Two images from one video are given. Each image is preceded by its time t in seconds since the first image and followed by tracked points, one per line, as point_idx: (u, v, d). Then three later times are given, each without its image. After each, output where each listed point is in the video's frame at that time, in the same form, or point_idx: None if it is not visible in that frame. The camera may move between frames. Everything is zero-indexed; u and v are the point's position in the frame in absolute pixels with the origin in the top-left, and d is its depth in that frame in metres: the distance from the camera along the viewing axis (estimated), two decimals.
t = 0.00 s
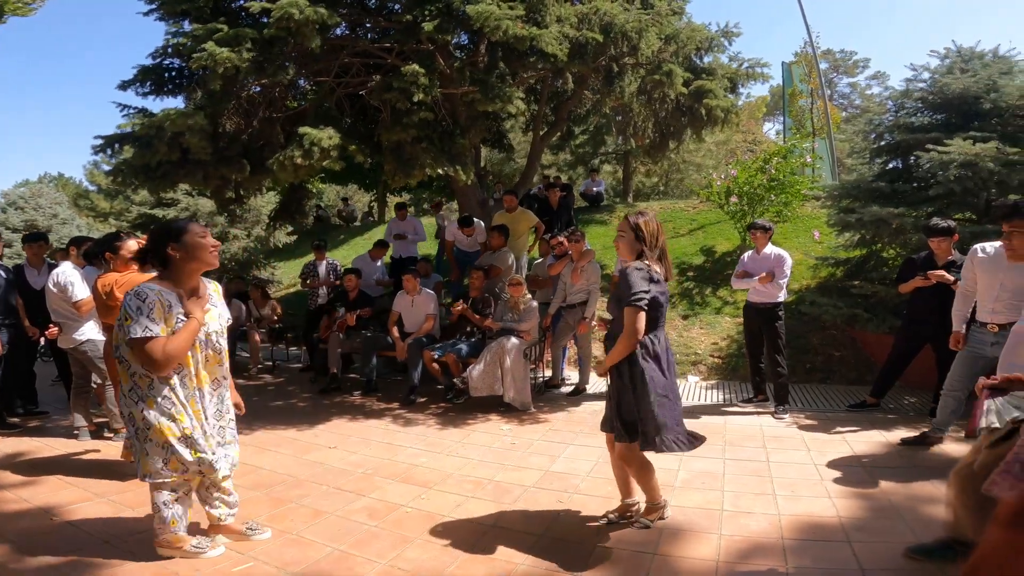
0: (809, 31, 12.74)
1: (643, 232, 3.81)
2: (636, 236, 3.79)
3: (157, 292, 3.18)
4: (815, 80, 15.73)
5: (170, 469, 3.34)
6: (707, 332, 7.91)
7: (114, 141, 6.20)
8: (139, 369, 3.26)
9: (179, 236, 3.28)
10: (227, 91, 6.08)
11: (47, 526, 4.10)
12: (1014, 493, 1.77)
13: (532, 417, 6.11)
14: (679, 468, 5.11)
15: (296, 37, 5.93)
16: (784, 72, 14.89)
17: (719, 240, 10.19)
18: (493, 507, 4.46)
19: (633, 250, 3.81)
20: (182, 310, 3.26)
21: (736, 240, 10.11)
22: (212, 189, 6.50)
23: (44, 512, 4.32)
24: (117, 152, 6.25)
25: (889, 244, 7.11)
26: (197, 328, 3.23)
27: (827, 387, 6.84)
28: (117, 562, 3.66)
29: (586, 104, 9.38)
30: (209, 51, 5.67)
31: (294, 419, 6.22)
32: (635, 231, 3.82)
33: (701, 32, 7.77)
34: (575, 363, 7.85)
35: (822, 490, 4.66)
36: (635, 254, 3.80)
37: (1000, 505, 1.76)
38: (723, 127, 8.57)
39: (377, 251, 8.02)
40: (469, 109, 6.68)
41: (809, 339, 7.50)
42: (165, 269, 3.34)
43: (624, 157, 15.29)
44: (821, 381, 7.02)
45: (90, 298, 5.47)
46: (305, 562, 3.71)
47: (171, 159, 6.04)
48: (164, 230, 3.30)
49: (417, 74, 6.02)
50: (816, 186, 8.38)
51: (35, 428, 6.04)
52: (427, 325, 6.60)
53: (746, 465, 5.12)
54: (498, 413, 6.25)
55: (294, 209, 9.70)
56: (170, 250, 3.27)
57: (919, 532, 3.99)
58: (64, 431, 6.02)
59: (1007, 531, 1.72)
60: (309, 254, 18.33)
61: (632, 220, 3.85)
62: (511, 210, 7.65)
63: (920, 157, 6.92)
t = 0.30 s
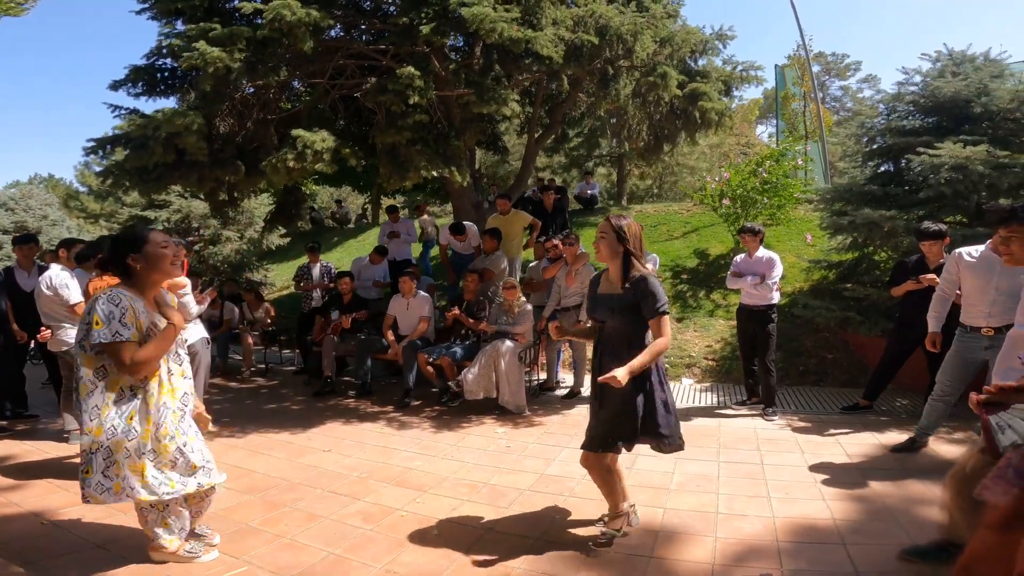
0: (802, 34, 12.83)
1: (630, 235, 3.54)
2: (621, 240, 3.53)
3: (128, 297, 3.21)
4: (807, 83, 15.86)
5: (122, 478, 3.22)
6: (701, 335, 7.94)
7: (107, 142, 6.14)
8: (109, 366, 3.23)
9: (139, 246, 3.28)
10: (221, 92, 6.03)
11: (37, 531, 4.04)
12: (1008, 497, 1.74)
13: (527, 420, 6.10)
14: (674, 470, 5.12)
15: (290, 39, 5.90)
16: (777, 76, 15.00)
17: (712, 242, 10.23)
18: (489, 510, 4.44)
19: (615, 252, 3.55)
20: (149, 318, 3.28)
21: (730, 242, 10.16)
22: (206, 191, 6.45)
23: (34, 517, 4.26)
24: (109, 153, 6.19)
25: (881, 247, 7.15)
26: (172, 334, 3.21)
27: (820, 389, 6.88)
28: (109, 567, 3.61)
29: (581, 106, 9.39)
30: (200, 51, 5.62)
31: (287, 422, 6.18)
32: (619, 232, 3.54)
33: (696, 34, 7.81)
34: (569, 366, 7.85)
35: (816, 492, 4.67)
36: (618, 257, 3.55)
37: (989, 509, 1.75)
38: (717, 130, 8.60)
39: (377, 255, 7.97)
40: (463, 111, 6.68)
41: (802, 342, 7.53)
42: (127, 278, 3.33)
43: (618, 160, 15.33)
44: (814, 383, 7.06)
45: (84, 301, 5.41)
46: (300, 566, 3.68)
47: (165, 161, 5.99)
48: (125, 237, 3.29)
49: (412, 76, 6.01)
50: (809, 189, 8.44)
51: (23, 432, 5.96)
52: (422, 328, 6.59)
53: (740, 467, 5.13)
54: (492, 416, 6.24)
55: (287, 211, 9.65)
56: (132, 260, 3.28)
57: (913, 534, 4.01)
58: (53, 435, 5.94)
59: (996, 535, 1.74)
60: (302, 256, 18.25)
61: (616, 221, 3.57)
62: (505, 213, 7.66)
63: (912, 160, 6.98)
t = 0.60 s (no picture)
0: (795, 38, 12.90)
1: (600, 238, 3.48)
2: (593, 244, 3.47)
3: (89, 295, 3.17)
4: (799, 87, 15.96)
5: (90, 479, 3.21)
6: (695, 338, 7.96)
7: (98, 143, 6.09)
8: (72, 369, 3.18)
9: (89, 249, 3.24)
10: (214, 93, 5.99)
11: (24, 534, 4.00)
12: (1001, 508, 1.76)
13: (520, 424, 6.10)
14: (667, 474, 5.13)
15: (285, 39, 5.86)
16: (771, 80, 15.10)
17: (706, 245, 10.26)
18: (482, 513, 4.43)
19: (586, 257, 3.48)
20: (110, 314, 3.28)
21: (723, 245, 10.19)
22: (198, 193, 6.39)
23: (22, 520, 4.21)
24: (100, 154, 6.14)
25: (872, 251, 7.19)
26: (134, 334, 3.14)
27: (812, 392, 6.92)
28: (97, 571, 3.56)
29: (575, 108, 9.40)
30: (194, 50, 5.58)
31: (279, 425, 6.14)
32: (588, 235, 3.48)
33: (690, 38, 7.81)
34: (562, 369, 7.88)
35: (809, 495, 4.69)
36: (591, 262, 3.46)
37: (978, 512, 2.01)
38: (710, 133, 8.62)
39: (377, 258, 8.05)
40: (458, 113, 6.68)
41: (794, 345, 7.57)
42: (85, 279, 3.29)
43: (613, 162, 15.36)
44: (806, 386, 7.10)
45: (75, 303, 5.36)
46: (290, 571, 3.65)
47: (157, 162, 5.95)
48: (79, 239, 3.25)
49: (406, 78, 5.99)
50: (801, 192, 8.50)
51: (12, 434, 5.89)
52: (416, 331, 6.58)
53: (733, 470, 5.15)
54: (486, 419, 6.22)
55: (280, 213, 9.61)
56: (83, 263, 3.25)
57: (904, 537, 4.03)
58: (43, 437, 5.88)
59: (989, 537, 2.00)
60: (295, 257, 18.20)
61: (587, 226, 3.52)
62: (498, 217, 7.72)
63: (903, 164, 7.01)
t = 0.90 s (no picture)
0: (792, 40, 12.96)
1: (568, 240, 3.46)
2: (562, 246, 3.44)
3: (44, 302, 3.15)
4: (796, 89, 16.04)
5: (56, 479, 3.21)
6: (691, 341, 7.98)
7: (94, 145, 6.07)
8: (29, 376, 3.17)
9: (55, 252, 3.21)
10: (211, 96, 5.99)
11: (18, 536, 3.97)
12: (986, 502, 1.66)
13: (517, 427, 6.10)
14: (663, 477, 5.14)
15: (286, 40, 5.85)
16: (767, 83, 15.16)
17: (702, 248, 10.27)
18: (477, 517, 4.42)
19: (557, 259, 3.46)
20: (67, 319, 3.25)
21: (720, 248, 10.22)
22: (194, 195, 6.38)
23: (17, 523, 4.18)
24: (96, 157, 6.13)
25: (868, 254, 7.21)
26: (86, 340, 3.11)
27: (808, 395, 6.95)
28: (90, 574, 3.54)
29: (572, 111, 9.41)
30: (194, 54, 5.57)
31: (276, 428, 6.14)
32: (557, 239, 3.45)
33: (687, 41, 7.83)
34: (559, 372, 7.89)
35: (804, 499, 4.70)
36: (560, 265, 3.44)
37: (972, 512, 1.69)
38: (707, 137, 8.64)
39: (377, 261, 8.03)
40: (454, 116, 6.69)
41: (791, 348, 7.58)
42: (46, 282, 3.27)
43: (611, 164, 15.37)
44: (802, 389, 7.12)
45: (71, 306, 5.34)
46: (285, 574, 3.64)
47: (153, 165, 5.93)
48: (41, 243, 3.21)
49: (403, 81, 5.99)
50: (796, 196, 8.54)
51: (7, 437, 5.86)
52: (412, 333, 6.58)
53: (729, 473, 5.16)
54: (482, 422, 6.22)
55: (278, 216, 9.61)
56: (49, 265, 3.21)
57: (897, 541, 4.04)
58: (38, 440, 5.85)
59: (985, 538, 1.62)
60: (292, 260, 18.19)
61: (558, 228, 3.49)
62: (496, 221, 7.73)
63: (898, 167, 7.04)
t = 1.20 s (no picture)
0: (793, 42, 13.00)
1: (549, 242, 3.29)
2: (540, 247, 3.28)
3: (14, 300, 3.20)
4: (796, 92, 16.06)
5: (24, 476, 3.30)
6: (692, 343, 7.99)
7: (95, 146, 6.07)
8: None
9: (22, 253, 3.28)
10: (212, 96, 5.99)
11: (18, 538, 3.96)
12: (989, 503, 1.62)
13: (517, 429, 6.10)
14: (663, 479, 5.13)
15: (288, 42, 5.86)
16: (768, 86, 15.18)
17: (703, 250, 10.28)
18: (478, 519, 4.42)
19: (535, 260, 3.30)
20: (38, 318, 3.30)
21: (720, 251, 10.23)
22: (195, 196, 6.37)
23: (16, 524, 4.17)
24: (97, 157, 6.12)
25: (868, 256, 7.21)
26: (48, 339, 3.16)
27: (808, 398, 6.95)
28: None
29: (572, 113, 9.41)
30: (199, 55, 5.59)
31: (276, 430, 6.13)
32: (536, 239, 3.30)
33: (688, 44, 7.85)
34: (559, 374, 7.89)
35: (805, 500, 4.70)
36: (536, 267, 3.30)
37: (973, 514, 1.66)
38: (707, 139, 8.65)
39: (378, 262, 8.05)
40: (455, 118, 6.70)
41: (791, 350, 7.57)
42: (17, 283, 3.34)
43: (611, 167, 15.39)
44: (803, 392, 7.12)
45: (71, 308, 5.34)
46: None
47: (153, 165, 5.93)
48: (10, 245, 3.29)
49: (403, 83, 6.00)
50: (796, 198, 8.55)
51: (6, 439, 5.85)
52: (413, 335, 6.57)
53: (729, 475, 5.16)
54: (483, 424, 6.22)
55: (278, 217, 9.61)
56: (15, 266, 3.29)
57: (899, 542, 4.04)
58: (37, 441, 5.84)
59: (987, 538, 1.63)
60: (292, 262, 18.19)
61: (538, 229, 3.32)
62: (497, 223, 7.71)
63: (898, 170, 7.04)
